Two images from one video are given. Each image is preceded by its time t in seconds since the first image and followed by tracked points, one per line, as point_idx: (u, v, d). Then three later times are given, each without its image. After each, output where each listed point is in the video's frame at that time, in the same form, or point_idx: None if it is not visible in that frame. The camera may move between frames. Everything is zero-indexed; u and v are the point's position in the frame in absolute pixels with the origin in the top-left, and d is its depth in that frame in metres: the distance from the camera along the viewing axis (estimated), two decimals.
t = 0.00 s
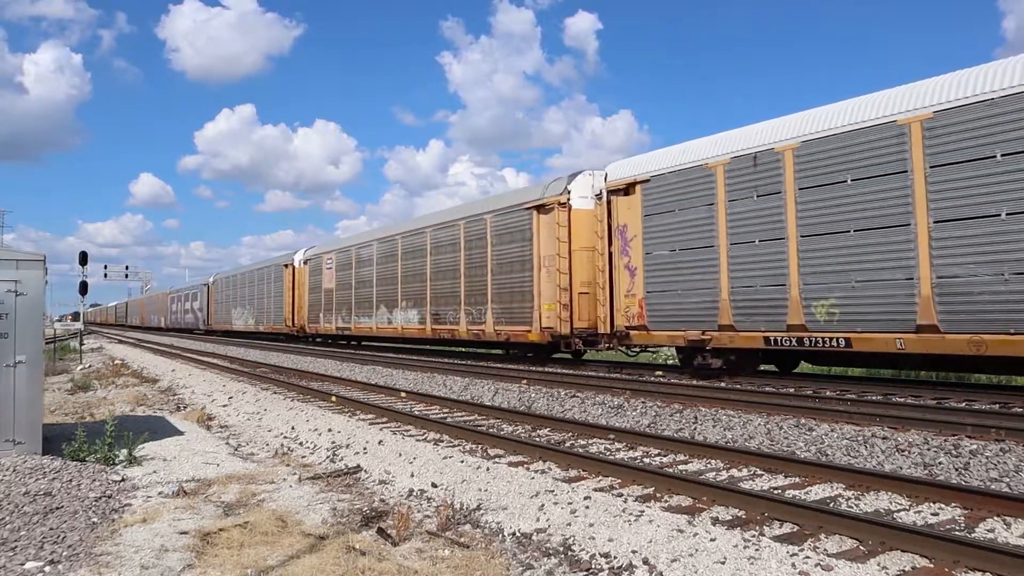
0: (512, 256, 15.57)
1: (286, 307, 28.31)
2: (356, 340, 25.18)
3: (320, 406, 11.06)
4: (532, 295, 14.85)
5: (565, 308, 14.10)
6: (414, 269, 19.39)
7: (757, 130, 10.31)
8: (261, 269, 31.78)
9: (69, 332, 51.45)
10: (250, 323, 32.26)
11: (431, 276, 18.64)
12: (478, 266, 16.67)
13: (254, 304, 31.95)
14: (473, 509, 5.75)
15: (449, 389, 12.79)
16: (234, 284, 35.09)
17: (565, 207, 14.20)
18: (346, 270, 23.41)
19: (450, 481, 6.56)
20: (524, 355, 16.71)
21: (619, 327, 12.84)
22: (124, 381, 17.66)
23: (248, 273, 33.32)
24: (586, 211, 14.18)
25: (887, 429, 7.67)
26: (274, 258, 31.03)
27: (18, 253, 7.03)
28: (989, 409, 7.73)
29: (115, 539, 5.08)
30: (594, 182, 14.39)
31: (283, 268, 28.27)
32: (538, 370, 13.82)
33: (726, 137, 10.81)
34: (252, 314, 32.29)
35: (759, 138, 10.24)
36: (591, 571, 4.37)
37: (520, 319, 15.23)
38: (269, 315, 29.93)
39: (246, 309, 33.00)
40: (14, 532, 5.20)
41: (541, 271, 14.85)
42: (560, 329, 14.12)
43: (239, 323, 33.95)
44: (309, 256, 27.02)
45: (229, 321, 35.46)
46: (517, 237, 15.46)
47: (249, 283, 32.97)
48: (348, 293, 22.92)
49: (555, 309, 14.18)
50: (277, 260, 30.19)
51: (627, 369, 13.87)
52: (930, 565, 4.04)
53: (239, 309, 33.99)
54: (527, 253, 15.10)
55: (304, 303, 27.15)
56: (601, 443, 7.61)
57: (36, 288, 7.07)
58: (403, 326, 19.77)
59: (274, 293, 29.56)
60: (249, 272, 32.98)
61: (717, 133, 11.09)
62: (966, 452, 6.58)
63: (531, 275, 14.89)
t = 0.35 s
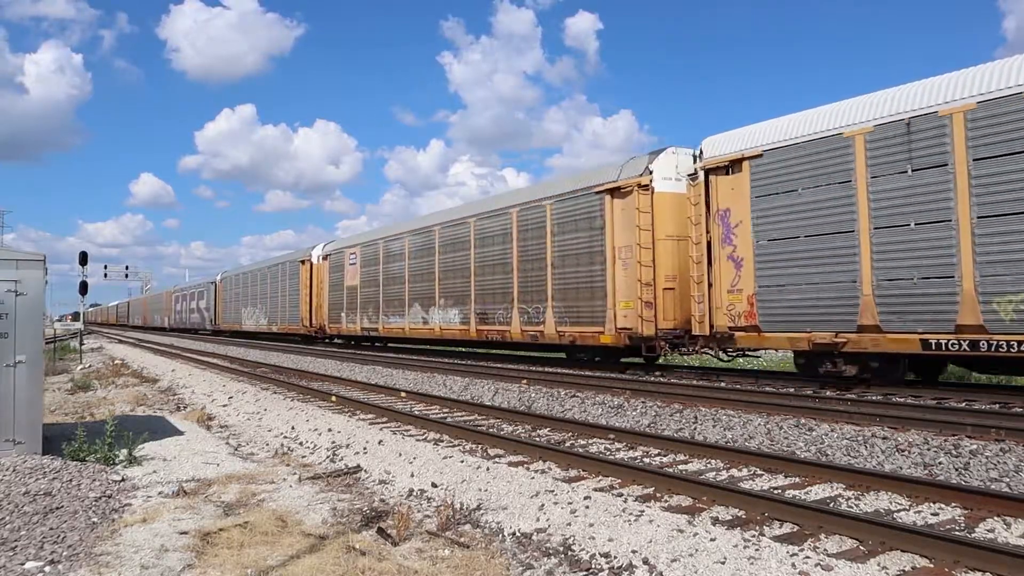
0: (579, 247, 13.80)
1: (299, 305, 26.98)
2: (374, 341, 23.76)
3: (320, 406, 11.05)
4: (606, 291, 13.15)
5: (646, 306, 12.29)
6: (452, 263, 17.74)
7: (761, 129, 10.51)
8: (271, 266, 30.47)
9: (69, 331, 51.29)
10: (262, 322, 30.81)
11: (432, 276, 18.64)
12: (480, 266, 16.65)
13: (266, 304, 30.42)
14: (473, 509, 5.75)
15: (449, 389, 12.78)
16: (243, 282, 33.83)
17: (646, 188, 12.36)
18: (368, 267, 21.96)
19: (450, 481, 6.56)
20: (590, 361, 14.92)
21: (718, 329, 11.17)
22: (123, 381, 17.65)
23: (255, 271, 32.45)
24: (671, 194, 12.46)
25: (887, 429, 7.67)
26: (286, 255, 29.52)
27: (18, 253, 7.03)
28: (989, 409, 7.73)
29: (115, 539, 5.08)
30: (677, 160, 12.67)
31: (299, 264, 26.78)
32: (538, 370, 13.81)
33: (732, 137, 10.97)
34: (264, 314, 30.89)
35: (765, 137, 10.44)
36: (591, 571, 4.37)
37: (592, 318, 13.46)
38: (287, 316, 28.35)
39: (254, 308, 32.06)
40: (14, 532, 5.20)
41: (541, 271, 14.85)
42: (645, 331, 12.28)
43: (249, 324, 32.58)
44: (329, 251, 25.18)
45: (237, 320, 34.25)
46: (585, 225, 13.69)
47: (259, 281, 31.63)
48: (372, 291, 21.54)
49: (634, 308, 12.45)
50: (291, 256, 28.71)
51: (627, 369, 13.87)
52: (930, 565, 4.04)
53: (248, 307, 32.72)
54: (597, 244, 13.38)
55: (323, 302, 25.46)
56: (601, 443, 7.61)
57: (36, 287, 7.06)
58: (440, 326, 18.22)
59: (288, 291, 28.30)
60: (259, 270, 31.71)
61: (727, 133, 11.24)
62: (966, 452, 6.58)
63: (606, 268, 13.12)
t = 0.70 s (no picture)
0: (668, 235, 11.90)
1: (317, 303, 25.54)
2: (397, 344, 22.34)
3: (320, 407, 11.05)
4: (704, 287, 11.32)
5: (758, 303, 10.50)
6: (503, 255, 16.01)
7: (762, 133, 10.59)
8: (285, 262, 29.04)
9: (69, 332, 51.32)
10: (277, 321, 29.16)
11: (434, 277, 18.65)
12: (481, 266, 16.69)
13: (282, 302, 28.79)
14: (473, 509, 5.75)
15: (449, 389, 12.78)
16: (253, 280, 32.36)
17: (756, 165, 10.66)
18: (399, 263, 20.48)
19: (450, 481, 6.56)
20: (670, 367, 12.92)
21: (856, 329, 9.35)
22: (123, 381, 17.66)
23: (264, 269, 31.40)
24: (784, 173, 10.74)
25: (887, 429, 7.67)
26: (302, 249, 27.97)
27: (17, 253, 7.03)
28: (989, 409, 7.72)
29: (115, 539, 5.08)
30: (792, 136, 10.92)
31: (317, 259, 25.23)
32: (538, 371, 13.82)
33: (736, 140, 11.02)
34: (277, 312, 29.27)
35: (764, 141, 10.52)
36: (591, 571, 4.37)
37: (685, 318, 11.65)
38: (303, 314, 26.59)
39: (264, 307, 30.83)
40: (14, 532, 5.21)
41: (540, 271, 14.85)
42: (757, 332, 10.52)
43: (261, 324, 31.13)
44: (355, 244, 23.41)
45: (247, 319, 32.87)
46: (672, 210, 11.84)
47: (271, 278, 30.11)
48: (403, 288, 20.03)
49: (740, 305, 10.69)
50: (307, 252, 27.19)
51: (627, 369, 13.88)
52: (930, 565, 4.04)
53: (259, 306, 31.26)
54: (691, 232, 11.54)
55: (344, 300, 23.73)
56: (601, 443, 7.61)
57: (36, 288, 7.07)
58: (488, 328, 16.39)
59: (302, 288, 26.90)
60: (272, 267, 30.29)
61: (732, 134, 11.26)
62: (966, 452, 6.58)
63: (703, 260, 11.28)
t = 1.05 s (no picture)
0: (787, 220, 9.94)
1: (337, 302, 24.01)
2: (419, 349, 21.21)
3: (320, 407, 11.04)
4: (837, 281, 9.36)
5: (914, 299, 8.58)
6: (565, 248, 14.09)
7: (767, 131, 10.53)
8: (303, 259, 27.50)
9: (70, 331, 51.34)
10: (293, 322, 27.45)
11: (435, 277, 18.58)
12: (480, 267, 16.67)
13: (300, 301, 27.07)
14: (473, 509, 5.75)
15: (449, 389, 12.77)
16: (267, 278, 30.76)
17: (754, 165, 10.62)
18: (435, 257, 18.63)
19: (450, 481, 6.56)
20: (778, 374, 11.19)
21: None
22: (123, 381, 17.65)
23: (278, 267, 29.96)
24: (944, 142, 8.87)
25: (887, 429, 7.67)
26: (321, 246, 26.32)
27: (17, 253, 7.02)
28: (989, 409, 7.72)
29: (115, 539, 5.08)
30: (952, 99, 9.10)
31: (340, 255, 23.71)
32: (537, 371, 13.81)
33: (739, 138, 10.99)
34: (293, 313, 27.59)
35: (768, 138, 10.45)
36: (592, 571, 4.37)
37: (810, 319, 9.69)
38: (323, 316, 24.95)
39: (278, 307, 29.27)
40: (13, 532, 5.20)
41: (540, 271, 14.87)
42: (911, 334, 8.62)
43: (275, 326, 29.44)
44: (384, 237, 21.47)
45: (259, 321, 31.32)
46: (790, 190, 9.92)
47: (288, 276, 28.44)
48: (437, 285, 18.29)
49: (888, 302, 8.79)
50: (327, 247, 25.54)
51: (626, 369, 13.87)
52: (930, 565, 4.04)
53: (275, 306, 29.59)
54: (688, 232, 11.44)
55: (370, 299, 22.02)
56: (601, 443, 7.60)
57: (37, 287, 7.06)
58: (547, 329, 14.49)
59: (319, 287, 25.44)
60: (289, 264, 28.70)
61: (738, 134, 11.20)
62: (966, 452, 6.58)
63: (836, 248, 9.36)
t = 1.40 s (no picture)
0: (957, 197, 8.24)
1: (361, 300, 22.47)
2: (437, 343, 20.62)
3: (320, 407, 11.06)
4: None
5: None
6: (666, 234, 11.98)
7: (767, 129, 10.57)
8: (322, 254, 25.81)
9: (70, 331, 51.40)
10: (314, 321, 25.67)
11: (436, 277, 18.56)
12: (482, 267, 16.74)
13: (321, 299, 25.30)
14: (473, 509, 5.75)
15: (449, 389, 12.79)
16: (281, 275, 29.10)
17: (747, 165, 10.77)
18: (481, 249, 16.88)
19: (450, 481, 6.56)
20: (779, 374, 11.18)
21: None
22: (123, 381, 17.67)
23: (293, 262, 28.46)
24: None
25: (887, 429, 7.67)
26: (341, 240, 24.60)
27: (17, 253, 7.02)
28: (988, 409, 7.73)
29: (115, 539, 5.08)
30: None
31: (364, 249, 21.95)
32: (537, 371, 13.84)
33: (740, 138, 11.01)
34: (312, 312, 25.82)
35: (769, 137, 10.48)
36: (591, 571, 4.37)
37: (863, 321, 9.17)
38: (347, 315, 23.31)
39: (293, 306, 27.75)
40: (14, 532, 5.20)
41: (540, 271, 14.90)
42: None
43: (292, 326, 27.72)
44: (420, 229, 19.66)
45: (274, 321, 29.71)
46: (960, 160, 8.22)
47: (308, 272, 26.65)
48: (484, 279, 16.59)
49: None
50: (349, 240, 23.83)
51: (626, 369, 13.89)
52: (930, 565, 4.04)
53: (291, 305, 27.87)
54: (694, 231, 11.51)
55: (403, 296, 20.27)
56: (601, 443, 7.61)
57: (37, 287, 7.06)
58: (624, 329, 12.79)
59: (339, 285, 23.91)
60: (307, 260, 26.94)
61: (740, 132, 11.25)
62: (966, 452, 6.58)
63: None
